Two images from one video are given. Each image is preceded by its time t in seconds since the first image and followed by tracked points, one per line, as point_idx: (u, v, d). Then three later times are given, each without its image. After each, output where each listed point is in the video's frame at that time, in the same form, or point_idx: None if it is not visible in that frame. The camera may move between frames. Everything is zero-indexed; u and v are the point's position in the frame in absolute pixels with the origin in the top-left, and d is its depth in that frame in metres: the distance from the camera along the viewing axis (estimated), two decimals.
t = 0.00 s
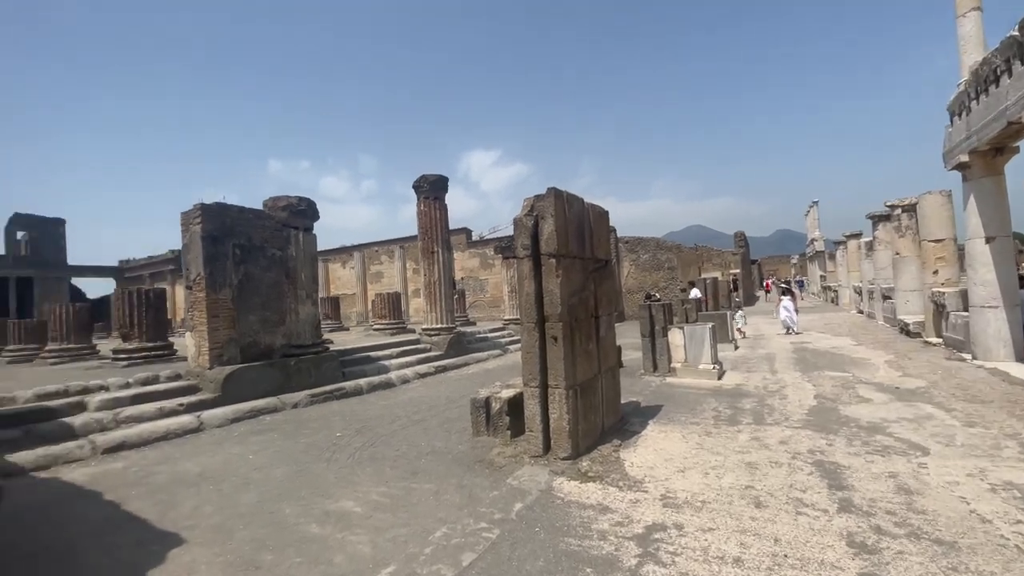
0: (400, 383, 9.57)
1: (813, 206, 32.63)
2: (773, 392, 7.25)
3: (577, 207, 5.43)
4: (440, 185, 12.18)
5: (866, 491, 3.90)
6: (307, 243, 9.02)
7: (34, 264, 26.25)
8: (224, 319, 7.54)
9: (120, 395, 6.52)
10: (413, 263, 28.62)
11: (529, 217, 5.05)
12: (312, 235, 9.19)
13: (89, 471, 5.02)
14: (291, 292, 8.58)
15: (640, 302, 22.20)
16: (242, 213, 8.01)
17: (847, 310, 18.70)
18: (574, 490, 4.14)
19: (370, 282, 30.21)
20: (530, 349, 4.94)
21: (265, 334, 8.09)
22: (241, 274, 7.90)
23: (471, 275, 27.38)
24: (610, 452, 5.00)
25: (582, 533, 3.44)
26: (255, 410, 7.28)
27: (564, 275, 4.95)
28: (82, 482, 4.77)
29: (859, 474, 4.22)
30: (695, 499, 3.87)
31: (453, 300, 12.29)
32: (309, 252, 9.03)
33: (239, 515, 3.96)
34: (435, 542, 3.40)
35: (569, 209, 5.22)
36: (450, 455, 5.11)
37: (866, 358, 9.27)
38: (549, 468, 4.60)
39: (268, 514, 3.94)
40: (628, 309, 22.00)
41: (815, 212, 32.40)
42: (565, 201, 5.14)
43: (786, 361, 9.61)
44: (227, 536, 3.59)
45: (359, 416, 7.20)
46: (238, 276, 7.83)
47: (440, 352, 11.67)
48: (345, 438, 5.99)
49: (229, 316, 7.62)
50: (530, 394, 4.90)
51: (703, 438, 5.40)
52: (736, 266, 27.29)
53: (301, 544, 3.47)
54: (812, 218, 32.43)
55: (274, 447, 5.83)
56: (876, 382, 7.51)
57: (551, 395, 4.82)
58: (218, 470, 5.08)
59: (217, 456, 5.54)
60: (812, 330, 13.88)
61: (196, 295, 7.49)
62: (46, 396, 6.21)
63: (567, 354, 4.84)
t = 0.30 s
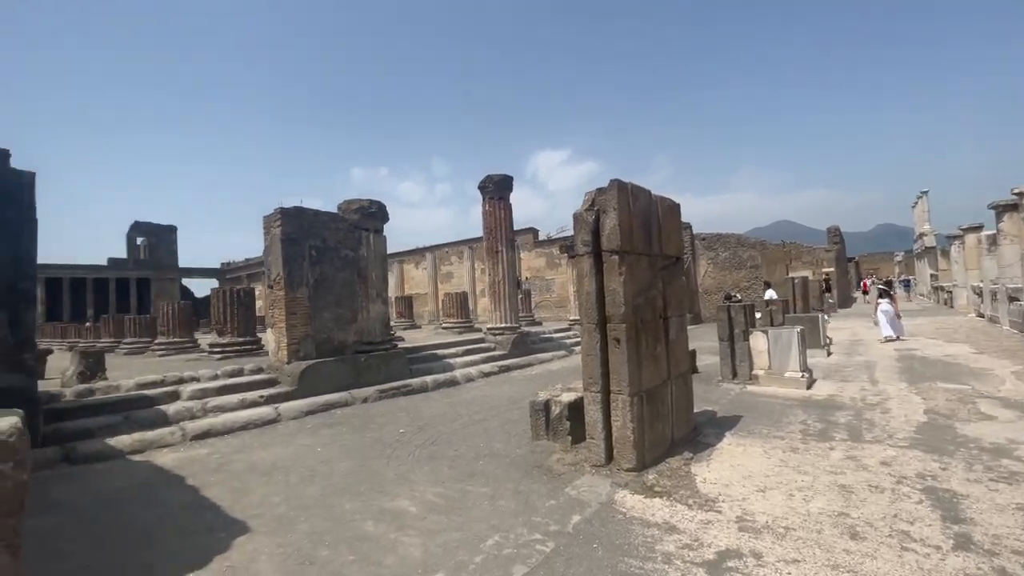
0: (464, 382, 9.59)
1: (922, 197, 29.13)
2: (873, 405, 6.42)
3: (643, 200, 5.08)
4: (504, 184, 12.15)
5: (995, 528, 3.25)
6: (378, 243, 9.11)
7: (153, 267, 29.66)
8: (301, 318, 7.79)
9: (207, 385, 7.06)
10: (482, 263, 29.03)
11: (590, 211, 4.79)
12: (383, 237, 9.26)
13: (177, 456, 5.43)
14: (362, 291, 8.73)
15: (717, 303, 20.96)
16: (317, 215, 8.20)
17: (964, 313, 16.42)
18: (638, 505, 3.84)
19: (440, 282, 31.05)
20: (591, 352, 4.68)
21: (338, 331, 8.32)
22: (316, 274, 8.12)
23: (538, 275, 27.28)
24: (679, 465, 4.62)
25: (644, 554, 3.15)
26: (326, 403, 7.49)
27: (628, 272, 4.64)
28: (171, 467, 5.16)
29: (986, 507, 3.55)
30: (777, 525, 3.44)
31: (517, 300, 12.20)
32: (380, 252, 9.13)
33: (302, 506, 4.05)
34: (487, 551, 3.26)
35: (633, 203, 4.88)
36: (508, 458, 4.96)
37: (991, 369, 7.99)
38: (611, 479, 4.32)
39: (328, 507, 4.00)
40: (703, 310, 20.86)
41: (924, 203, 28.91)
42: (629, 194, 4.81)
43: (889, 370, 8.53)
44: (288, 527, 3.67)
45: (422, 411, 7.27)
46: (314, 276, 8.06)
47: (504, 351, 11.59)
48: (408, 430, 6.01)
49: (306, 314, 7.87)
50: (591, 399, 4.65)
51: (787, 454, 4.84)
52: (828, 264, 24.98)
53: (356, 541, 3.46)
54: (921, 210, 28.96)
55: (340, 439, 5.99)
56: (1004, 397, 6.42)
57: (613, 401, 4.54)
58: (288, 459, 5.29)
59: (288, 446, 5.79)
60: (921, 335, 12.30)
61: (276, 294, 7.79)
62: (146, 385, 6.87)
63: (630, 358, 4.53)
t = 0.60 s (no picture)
0: (526, 380, 9.47)
1: None
2: (997, 421, 5.49)
3: (716, 190, 4.65)
4: (569, 179, 11.89)
5: None
6: (442, 241, 9.11)
7: (247, 265, 32.43)
8: (369, 314, 7.97)
9: (285, 378, 7.42)
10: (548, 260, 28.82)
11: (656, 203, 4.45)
12: (447, 235, 9.26)
13: (254, 444, 5.75)
14: (428, 288, 8.81)
15: (804, 301, 19.31)
16: (384, 215, 8.38)
17: None
18: (708, 525, 3.50)
19: (507, 279, 31.23)
20: (657, 356, 4.36)
21: (405, 328, 8.44)
22: (384, 272, 8.29)
23: (606, 271, 26.62)
24: (756, 482, 4.18)
25: None
26: (392, 398, 7.56)
27: (699, 269, 4.26)
28: (249, 455, 5.47)
29: None
30: (873, 560, 2.97)
31: (582, 297, 11.90)
32: (444, 250, 9.14)
33: (360, 499, 4.09)
34: (539, 564, 3.07)
35: (705, 193, 4.48)
36: (567, 462, 4.74)
37: None
38: (678, 493, 3.98)
39: (384, 502, 4.00)
40: (787, 308, 19.29)
41: None
42: (700, 184, 4.42)
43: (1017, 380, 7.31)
44: (346, 522, 3.70)
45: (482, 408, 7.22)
46: (381, 274, 8.23)
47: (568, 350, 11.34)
48: (468, 428, 5.95)
49: (374, 311, 8.04)
50: (657, 406, 4.34)
51: (887, 475, 4.23)
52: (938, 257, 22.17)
53: (408, 540, 3.41)
54: None
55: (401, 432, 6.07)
56: None
57: (682, 409, 4.19)
58: (353, 450, 5.41)
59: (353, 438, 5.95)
60: None
61: (347, 291, 8.02)
62: (233, 376, 7.39)
63: (701, 362, 4.16)
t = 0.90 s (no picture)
0: (585, 377, 9.20)
1: None
2: None
3: (797, 170, 4.16)
4: (630, 168, 11.40)
5: None
6: (499, 235, 9.01)
7: (321, 261, 34.34)
8: (427, 307, 8.04)
9: (350, 368, 7.58)
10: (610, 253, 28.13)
11: (728, 185, 4.04)
12: (504, 228, 9.15)
13: (318, 432, 5.94)
14: (484, 282, 8.75)
15: (897, 296, 17.53)
16: (441, 209, 8.40)
17: None
18: (786, 543, 3.13)
19: (567, 273, 30.86)
20: (728, 354, 3.98)
21: (462, 322, 8.44)
22: (441, 266, 8.32)
23: (671, 265, 25.56)
24: (843, 498, 3.71)
25: None
26: (449, 391, 7.57)
27: (778, 259, 3.83)
28: (313, 442, 5.65)
29: None
30: None
31: (644, 291, 11.41)
32: (501, 244, 9.03)
33: (414, 492, 4.05)
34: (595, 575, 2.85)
35: (785, 173, 4.02)
36: (627, 465, 4.47)
37: None
38: (751, 506, 3.61)
39: (437, 497, 3.94)
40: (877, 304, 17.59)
41: None
42: (779, 164, 3.97)
43: None
44: (399, 514, 3.67)
45: (539, 404, 7.07)
46: (439, 268, 8.27)
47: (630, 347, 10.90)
48: (524, 424, 5.81)
49: (432, 304, 8.10)
50: (728, 409, 3.98)
51: (1006, 496, 3.62)
52: None
53: (459, 538, 3.31)
54: None
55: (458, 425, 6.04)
56: None
57: (756, 414, 3.81)
58: (410, 442, 5.43)
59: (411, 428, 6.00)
60: None
61: (406, 285, 8.14)
62: (302, 365, 7.70)
63: (780, 363, 3.74)
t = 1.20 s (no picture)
0: (637, 378, 8.81)
1: None
2: None
3: (881, 152, 3.66)
4: (686, 158, 10.81)
5: None
6: (546, 230, 8.77)
7: (377, 258, 35.44)
8: (472, 304, 7.96)
9: (398, 364, 7.59)
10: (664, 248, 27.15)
11: (800, 171, 3.62)
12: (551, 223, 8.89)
13: (364, 427, 5.98)
14: (531, 279, 8.55)
15: (993, 294, 15.72)
16: (487, 205, 8.26)
17: None
18: None
19: (619, 269, 30.11)
20: (799, 359, 3.57)
21: (508, 319, 8.29)
22: (487, 262, 8.20)
23: (730, 260, 24.30)
24: (938, 528, 3.22)
25: None
26: (495, 390, 7.45)
27: (859, 254, 3.38)
28: (360, 438, 5.64)
29: None
30: None
31: (701, 288, 10.81)
32: (548, 239, 8.78)
33: (454, 495, 3.93)
34: None
35: (868, 155, 3.54)
36: (681, 477, 4.14)
37: None
38: (825, 531, 3.21)
39: (478, 502, 3.79)
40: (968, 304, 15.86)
41: None
42: (860, 145, 3.50)
43: None
44: (438, 519, 3.55)
45: (587, 405, 6.79)
46: (485, 264, 8.15)
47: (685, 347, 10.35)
48: (570, 427, 5.57)
49: (477, 301, 8.01)
50: (798, 420, 3.58)
51: None
52: None
53: (498, 550, 3.14)
54: None
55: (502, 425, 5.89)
56: None
57: (832, 427, 3.39)
58: (454, 441, 5.34)
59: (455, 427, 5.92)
60: None
61: (452, 282, 8.09)
62: (352, 360, 7.79)
63: (861, 371, 3.30)
